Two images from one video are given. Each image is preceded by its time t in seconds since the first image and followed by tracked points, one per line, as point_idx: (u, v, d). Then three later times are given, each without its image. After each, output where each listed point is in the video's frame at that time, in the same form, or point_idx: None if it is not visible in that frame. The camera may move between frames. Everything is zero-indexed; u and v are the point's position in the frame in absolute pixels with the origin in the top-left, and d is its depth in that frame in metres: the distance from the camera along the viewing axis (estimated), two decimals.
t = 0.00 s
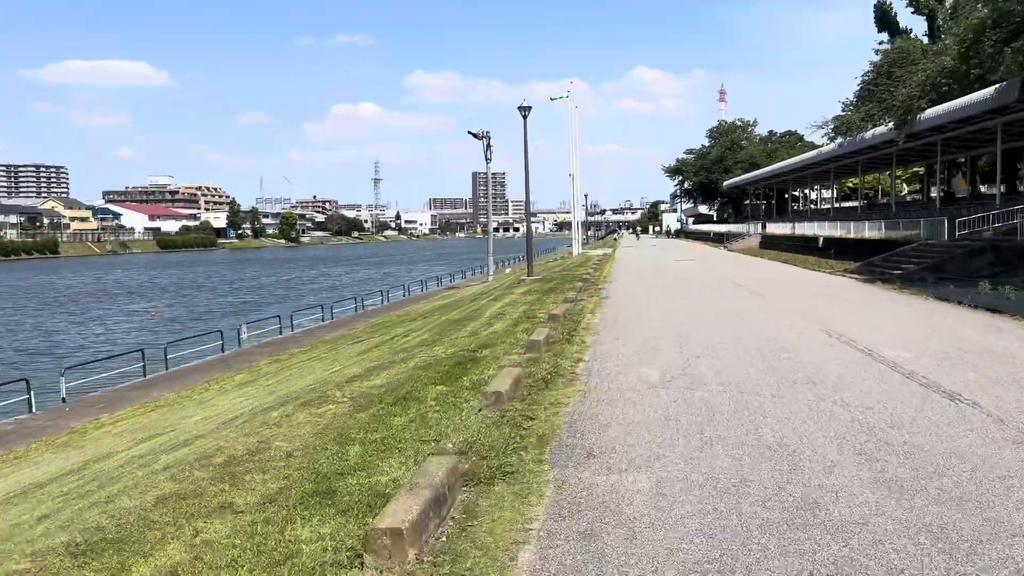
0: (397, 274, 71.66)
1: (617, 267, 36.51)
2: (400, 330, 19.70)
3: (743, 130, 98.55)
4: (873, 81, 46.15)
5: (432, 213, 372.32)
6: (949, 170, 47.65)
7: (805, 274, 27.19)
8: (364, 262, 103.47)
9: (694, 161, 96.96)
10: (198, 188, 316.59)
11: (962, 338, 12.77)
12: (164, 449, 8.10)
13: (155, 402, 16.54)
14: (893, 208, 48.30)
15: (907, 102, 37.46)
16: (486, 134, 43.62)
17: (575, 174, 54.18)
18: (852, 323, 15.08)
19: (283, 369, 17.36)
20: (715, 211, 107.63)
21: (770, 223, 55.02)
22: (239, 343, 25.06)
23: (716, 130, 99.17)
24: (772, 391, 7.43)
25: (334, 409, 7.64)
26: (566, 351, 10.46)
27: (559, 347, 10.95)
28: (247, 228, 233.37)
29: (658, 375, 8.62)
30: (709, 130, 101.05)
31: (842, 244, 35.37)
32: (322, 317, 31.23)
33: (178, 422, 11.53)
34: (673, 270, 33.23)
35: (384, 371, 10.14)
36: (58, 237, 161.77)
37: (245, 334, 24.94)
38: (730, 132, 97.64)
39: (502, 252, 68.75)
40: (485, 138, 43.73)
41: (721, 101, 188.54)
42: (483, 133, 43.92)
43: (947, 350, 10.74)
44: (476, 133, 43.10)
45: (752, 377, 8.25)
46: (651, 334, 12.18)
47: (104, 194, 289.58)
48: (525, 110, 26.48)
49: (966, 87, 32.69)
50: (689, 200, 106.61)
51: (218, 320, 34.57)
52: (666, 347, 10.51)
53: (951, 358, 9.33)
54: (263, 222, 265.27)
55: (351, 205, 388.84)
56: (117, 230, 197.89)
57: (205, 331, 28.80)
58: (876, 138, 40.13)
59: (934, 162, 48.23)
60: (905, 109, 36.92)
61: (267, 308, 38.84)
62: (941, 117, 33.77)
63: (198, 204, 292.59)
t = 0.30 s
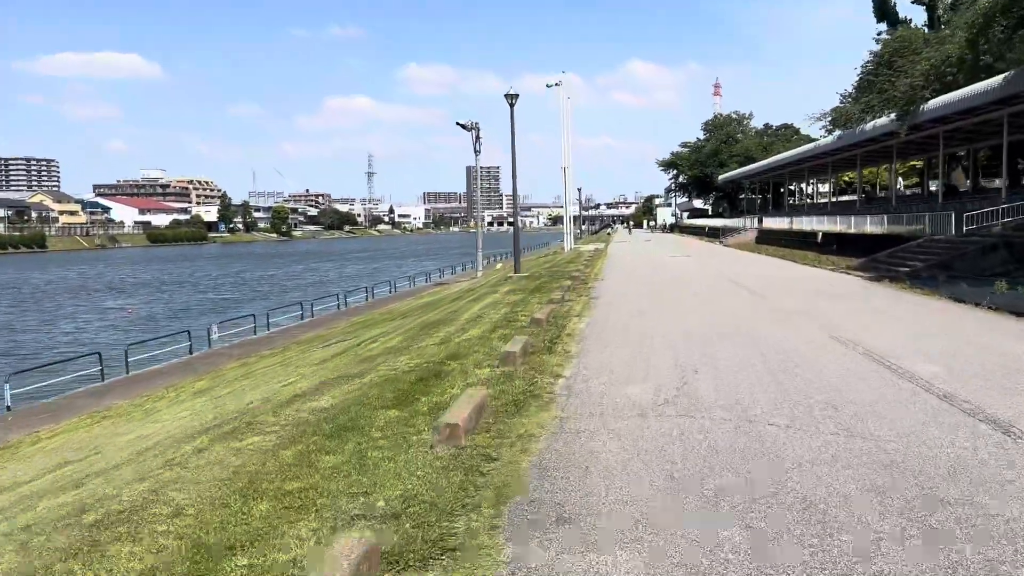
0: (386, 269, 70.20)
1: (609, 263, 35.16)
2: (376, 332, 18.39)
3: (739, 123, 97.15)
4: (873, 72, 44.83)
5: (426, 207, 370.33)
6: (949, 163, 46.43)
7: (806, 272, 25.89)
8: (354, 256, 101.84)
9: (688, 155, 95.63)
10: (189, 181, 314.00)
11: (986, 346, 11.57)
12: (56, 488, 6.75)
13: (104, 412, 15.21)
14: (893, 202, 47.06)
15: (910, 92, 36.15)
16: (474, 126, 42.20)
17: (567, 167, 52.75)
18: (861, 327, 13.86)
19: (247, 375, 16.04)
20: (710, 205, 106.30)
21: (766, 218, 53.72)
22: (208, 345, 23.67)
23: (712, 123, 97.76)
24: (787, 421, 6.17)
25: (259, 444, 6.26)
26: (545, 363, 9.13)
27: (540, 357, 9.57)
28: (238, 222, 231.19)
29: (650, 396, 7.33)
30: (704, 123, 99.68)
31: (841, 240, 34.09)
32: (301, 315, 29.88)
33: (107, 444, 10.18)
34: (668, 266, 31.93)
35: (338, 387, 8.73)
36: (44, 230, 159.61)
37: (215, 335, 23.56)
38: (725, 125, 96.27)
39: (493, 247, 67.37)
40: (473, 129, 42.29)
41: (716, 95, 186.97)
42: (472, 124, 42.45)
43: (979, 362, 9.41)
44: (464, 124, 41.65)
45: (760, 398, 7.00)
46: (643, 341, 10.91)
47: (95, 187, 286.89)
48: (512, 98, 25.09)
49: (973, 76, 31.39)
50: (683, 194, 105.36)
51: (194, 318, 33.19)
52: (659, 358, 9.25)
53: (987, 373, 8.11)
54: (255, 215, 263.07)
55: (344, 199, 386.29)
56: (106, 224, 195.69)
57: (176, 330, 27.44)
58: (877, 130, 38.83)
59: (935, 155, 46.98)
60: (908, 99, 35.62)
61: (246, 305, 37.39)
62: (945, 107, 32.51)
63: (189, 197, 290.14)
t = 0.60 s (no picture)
0: (375, 262, 68.79)
1: (600, 256, 33.78)
2: (347, 332, 16.96)
3: (734, 114, 95.79)
4: (874, 59, 43.51)
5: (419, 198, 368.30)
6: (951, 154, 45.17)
7: (807, 267, 24.59)
8: (344, 248, 100.30)
9: (683, 146, 94.09)
10: (180, 171, 311.37)
11: (1018, 350, 10.33)
12: None
13: (44, 421, 13.88)
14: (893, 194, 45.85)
15: (913, 80, 34.86)
16: (463, 114, 40.72)
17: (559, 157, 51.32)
18: (876, 326, 12.58)
19: (203, 379, 14.64)
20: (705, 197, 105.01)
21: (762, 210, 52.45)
22: (176, 343, 22.31)
23: (707, 114, 96.37)
24: (815, 466, 4.88)
25: (145, 500, 4.84)
26: (520, 377, 7.77)
27: (514, 369, 8.15)
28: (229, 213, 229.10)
29: (642, 424, 6.01)
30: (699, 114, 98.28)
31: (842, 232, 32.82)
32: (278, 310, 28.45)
33: (16, 467, 8.85)
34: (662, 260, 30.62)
35: (272, 407, 7.29)
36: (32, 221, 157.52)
37: (182, 332, 22.20)
38: (720, 116, 94.91)
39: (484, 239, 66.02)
40: (461, 117, 40.82)
41: (710, 86, 185.37)
42: (460, 113, 40.99)
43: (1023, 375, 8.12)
44: (452, 112, 40.20)
45: (780, 430, 5.68)
46: (634, 348, 9.57)
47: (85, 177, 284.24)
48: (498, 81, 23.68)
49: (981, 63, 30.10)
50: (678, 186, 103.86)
51: (168, 312, 31.78)
52: (651, 370, 7.91)
53: None
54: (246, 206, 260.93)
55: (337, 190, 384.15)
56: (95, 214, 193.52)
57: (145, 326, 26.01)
58: (879, 119, 37.54)
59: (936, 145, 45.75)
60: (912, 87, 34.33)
61: (224, 299, 35.95)
62: (951, 95, 31.20)
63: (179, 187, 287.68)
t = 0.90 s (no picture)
0: (366, 253, 67.42)
1: (595, 248, 32.42)
2: (316, 332, 15.62)
3: (732, 103, 94.40)
4: (879, 45, 42.15)
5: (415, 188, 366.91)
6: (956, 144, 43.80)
7: (812, 261, 23.26)
8: (337, 239, 98.84)
9: (680, 136, 92.62)
10: (174, 161, 309.18)
11: None
12: None
13: None
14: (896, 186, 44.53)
15: (920, 67, 33.50)
16: (453, 100, 39.26)
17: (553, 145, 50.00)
18: (896, 326, 11.29)
19: (154, 384, 13.30)
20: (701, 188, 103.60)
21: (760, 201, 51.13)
22: (141, 340, 20.98)
23: (704, 104, 94.94)
24: (865, 550, 3.61)
25: None
26: (487, 400, 6.45)
27: (482, 388, 6.83)
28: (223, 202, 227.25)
29: (632, 470, 4.71)
30: (696, 103, 96.81)
31: (844, 225, 31.51)
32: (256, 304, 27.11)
33: None
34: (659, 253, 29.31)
35: (181, 438, 5.97)
36: (21, 210, 155.56)
37: (148, 329, 20.88)
38: (718, 105, 93.51)
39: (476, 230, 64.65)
40: (451, 103, 39.39)
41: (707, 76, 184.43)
42: (451, 100, 39.54)
43: None
44: (441, 98, 38.77)
45: (812, 486, 4.39)
46: (626, 357, 8.25)
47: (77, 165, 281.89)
48: (485, 63, 22.28)
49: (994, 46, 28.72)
50: (675, 176, 102.44)
51: (142, 306, 30.37)
52: (646, 391, 6.61)
53: None
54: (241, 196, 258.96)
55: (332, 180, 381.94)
56: (87, 203, 191.47)
57: (114, 321, 24.65)
58: (884, 107, 36.18)
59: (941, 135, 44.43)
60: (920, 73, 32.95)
61: (203, 292, 34.53)
62: (961, 81, 29.83)
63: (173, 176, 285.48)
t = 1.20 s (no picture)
0: (361, 243, 66.03)
1: (593, 239, 31.12)
2: (285, 333, 14.25)
3: (734, 92, 92.81)
4: (888, 30, 40.67)
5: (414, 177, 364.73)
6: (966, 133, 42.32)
7: (822, 254, 21.93)
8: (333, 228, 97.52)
9: (681, 125, 91.09)
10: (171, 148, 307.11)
11: None
12: None
13: None
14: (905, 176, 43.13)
15: (933, 52, 32.05)
16: (447, 85, 37.81)
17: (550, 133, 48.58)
18: (928, 334, 9.98)
19: (101, 391, 12.01)
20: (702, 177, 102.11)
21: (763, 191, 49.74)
22: (108, 338, 19.67)
23: (706, 92, 93.36)
24: None
25: None
26: (447, 438, 5.15)
27: (443, 423, 5.48)
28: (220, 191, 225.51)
29: (628, 561, 3.43)
30: (698, 92, 95.18)
31: (853, 216, 30.18)
32: (236, 298, 25.78)
33: None
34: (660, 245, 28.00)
35: (49, 493, 4.64)
36: (16, 198, 153.96)
37: (116, 326, 19.57)
38: (720, 94, 91.93)
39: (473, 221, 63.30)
40: (445, 88, 37.93)
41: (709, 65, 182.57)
42: (444, 85, 38.09)
43: None
44: (435, 83, 37.33)
45: None
46: (623, 375, 6.93)
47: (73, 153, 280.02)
48: (476, 42, 20.88)
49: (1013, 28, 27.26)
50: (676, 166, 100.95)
51: (120, 299, 29.04)
52: (647, 427, 5.28)
53: None
54: (238, 184, 257.22)
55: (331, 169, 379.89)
56: (83, 192, 189.87)
57: (84, 316, 23.33)
58: (894, 94, 34.74)
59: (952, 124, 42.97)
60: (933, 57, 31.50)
61: (185, 284, 33.21)
62: (976, 66, 28.35)
63: (170, 164, 283.58)
